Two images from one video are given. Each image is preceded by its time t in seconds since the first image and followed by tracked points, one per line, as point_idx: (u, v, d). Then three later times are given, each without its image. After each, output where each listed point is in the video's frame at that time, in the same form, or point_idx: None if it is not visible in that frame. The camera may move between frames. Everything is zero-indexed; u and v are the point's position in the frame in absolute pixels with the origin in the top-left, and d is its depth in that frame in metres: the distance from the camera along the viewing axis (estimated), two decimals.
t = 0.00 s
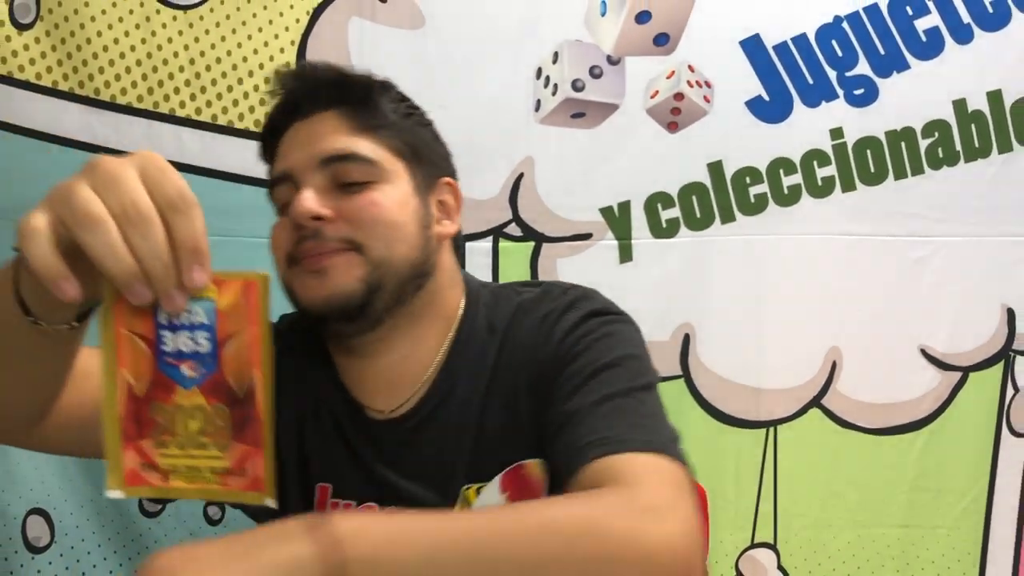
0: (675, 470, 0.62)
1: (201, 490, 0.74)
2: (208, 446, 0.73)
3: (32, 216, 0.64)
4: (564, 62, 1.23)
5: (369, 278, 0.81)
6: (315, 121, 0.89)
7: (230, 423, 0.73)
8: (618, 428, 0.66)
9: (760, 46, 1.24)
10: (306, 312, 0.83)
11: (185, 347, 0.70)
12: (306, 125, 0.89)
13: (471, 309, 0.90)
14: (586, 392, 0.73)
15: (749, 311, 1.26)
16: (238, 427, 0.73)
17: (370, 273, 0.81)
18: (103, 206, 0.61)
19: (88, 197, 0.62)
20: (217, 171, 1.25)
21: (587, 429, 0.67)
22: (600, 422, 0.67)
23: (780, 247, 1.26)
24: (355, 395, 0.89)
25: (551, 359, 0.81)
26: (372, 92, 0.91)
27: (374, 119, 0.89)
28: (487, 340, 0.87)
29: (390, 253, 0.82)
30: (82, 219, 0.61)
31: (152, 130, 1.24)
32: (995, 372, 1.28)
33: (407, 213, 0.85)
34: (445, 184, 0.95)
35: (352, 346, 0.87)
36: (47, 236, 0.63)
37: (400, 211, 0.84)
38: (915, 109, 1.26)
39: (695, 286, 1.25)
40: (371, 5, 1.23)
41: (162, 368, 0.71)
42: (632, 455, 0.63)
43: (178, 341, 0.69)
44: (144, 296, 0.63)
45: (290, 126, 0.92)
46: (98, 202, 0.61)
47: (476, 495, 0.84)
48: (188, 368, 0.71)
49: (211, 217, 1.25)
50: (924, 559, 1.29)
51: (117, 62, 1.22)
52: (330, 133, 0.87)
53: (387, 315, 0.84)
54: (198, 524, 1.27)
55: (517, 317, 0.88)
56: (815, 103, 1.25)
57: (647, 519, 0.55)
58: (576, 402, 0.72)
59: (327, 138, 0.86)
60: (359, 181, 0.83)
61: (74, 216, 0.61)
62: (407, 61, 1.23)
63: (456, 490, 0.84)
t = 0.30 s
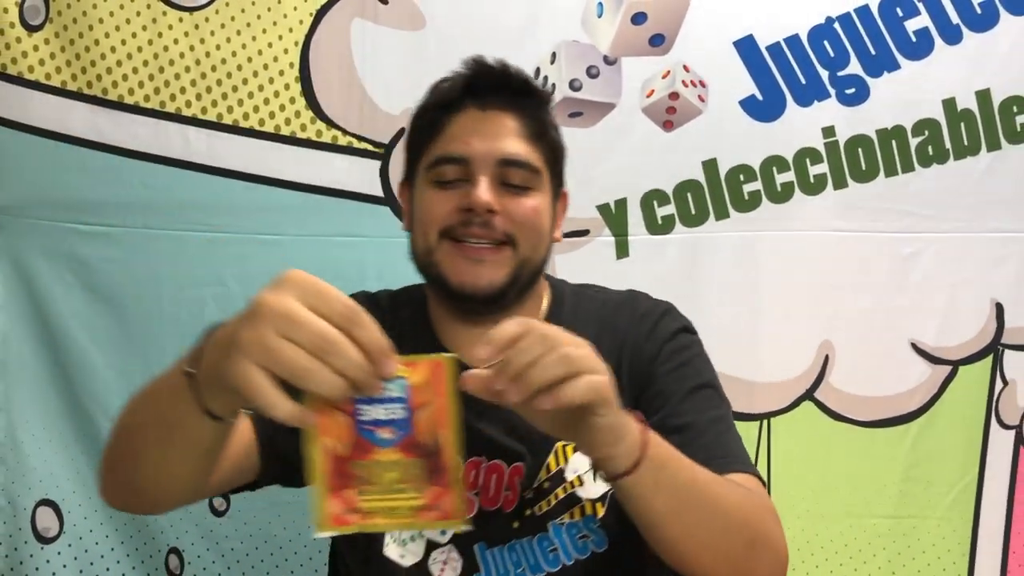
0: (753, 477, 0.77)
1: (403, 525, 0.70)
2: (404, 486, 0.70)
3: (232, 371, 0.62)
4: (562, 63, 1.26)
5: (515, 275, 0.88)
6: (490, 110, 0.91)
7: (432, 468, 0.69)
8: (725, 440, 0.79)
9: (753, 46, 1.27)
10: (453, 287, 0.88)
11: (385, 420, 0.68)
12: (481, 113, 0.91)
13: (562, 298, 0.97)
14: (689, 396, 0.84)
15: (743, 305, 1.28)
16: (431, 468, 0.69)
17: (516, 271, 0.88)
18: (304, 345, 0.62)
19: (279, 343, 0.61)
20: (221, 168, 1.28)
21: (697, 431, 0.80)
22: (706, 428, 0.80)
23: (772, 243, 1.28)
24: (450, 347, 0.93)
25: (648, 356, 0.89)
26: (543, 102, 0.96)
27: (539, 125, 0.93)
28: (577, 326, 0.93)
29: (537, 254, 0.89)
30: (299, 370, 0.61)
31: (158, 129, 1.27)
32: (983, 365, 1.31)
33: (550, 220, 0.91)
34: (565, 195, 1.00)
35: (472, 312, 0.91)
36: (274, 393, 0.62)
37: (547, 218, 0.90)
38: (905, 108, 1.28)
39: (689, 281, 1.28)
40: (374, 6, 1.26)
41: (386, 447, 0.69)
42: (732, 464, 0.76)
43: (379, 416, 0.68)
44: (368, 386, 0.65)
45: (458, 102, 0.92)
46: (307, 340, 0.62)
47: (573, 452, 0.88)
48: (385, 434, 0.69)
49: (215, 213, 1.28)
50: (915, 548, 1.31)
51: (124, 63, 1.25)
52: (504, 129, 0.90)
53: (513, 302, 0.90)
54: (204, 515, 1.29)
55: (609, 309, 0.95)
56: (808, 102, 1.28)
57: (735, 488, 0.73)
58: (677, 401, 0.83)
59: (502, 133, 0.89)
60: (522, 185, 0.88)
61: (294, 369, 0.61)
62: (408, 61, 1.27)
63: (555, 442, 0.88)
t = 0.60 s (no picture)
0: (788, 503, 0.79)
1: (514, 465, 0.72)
2: (533, 440, 0.71)
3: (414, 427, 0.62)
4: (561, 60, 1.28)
5: (599, 259, 0.86)
6: (586, 107, 0.93)
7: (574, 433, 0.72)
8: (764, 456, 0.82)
9: (750, 44, 1.29)
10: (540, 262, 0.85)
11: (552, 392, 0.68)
12: (578, 109, 0.93)
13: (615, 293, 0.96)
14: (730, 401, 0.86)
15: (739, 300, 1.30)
16: (565, 429, 0.72)
17: (602, 255, 0.87)
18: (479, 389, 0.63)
19: (448, 395, 0.62)
20: (224, 164, 1.30)
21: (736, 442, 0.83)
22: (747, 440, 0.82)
23: (768, 238, 1.30)
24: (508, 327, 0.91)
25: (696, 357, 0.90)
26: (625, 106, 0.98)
27: (624, 131, 0.95)
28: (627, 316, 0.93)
29: (615, 248, 0.89)
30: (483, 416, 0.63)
31: (162, 126, 1.29)
32: (976, 359, 1.32)
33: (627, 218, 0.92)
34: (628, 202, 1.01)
35: (550, 291, 0.89)
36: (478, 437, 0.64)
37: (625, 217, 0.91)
38: (898, 105, 1.30)
39: (686, 276, 1.30)
40: (374, 5, 1.29)
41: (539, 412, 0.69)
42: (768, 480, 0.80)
43: (548, 386, 0.68)
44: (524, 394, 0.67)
45: (555, 95, 0.93)
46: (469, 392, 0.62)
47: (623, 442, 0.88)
48: (546, 402, 0.69)
49: (219, 209, 1.30)
50: (909, 540, 1.33)
51: (129, 60, 1.27)
52: (600, 126, 0.92)
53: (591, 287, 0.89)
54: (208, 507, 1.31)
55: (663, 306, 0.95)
56: (803, 99, 1.30)
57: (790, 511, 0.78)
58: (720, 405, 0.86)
59: (598, 129, 0.91)
60: (609, 179, 0.90)
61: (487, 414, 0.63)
62: (408, 59, 1.29)
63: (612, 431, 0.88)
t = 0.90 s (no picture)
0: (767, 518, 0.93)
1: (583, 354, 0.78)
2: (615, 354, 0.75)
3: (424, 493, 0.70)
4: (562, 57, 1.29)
5: (609, 242, 0.92)
6: (584, 97, 1.00)
7: (626, 387, 0.78)
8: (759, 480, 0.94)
9: (749, 42, 1.30)
10: (554, 252, 0.90)
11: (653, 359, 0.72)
12: (577, 100, 1.00)
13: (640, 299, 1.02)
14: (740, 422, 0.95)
15: (738, 297, 1.31)
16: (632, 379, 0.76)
17: (612, 237, 0.92)
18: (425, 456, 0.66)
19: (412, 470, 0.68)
20: (227, 161, 1.31)
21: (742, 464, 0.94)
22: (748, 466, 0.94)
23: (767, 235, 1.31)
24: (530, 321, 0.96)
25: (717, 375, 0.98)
26: (624, 95, 1.04)
27: (625, 116, 1.02)
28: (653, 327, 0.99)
29: (626, 227, 0.94)
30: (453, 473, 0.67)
31: (165, 123, 1.30)
32: (974, 355, 1.33)
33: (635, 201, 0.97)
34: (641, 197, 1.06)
35: (567, 283, 0.95)
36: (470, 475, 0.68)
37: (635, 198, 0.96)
38: (897, 103, 1.31)
39: (686, 272, 1.31)
40: (377, 3, 1.29)
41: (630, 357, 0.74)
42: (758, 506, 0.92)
43: (653, 353, 0.72)
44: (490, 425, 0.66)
45: (555, 94, 1.01)
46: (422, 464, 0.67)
47: (645, 441, 0.94)
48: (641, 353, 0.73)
49: (222, 206, 1.31)
50: (907, 535, 1.34)
51: (133, 59, 1.28)
52: (599, 112, 0.98)
53: (604, 273, 0.94)
54: (212, 502, 1.32)
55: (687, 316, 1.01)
56: (802, 97, 1.31)
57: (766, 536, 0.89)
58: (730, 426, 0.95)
59: (597, 115, 0.98)
60: (614, 161, 0.96)
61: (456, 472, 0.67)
62: (410, 57, 1.30)
63: (632, 430, 0.94)
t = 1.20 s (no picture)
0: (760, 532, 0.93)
1: (555, 375, 0.79)
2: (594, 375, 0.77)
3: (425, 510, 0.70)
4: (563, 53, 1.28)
5: (608, 279, 0.91)
6: (604, 114, 0.93)
7: (597, 412, 0.77)
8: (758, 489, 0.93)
9: (750, 37, 1.29)
10: (550, 284, 0.90)
11: (632, 387, 0.76)
12: (596, 117, 0.92)
13: (635, 306, 1.00)
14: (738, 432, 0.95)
15: (740, 294, 1.30)
16: (603, 407, 0.77)
17: (612, 274, 0.91)
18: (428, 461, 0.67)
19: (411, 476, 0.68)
20: (226, 157, 1.30)
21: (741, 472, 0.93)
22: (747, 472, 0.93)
23: (769, 232, 1.30)
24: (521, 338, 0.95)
25: (717, 384, 0.97)
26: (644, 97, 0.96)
27: (642, 135, 0.95)
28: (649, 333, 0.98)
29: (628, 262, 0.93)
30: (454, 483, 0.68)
31: (163, 119, 1.29)
32: (978, 352, 1.32)
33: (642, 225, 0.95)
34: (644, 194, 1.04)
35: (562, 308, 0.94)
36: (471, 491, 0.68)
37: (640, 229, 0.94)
38: (900, 98, 1.30)
39: (688, 269, 1.30)
40: None
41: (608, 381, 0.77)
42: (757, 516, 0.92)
43: (636, 382, 0.76)
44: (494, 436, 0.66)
45: (572, 103, 0.92)
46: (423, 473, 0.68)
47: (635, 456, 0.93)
48: (628, 378, 0.76)
49: (220, 203, 1.30)
50: (910, 534, 1.33)
51: (130, 54, 1.27)
52: (619, 138, 0.92)
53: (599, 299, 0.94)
54: (210, 500, 1.31)
55: (684, 323, 1.00)
56: (804, 93, 1.30)
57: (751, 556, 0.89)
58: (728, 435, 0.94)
59: (617, 141, 0.92)
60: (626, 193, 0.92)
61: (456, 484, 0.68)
62: (409, 53, 1.29)
63: (621, 445, 0.93)
